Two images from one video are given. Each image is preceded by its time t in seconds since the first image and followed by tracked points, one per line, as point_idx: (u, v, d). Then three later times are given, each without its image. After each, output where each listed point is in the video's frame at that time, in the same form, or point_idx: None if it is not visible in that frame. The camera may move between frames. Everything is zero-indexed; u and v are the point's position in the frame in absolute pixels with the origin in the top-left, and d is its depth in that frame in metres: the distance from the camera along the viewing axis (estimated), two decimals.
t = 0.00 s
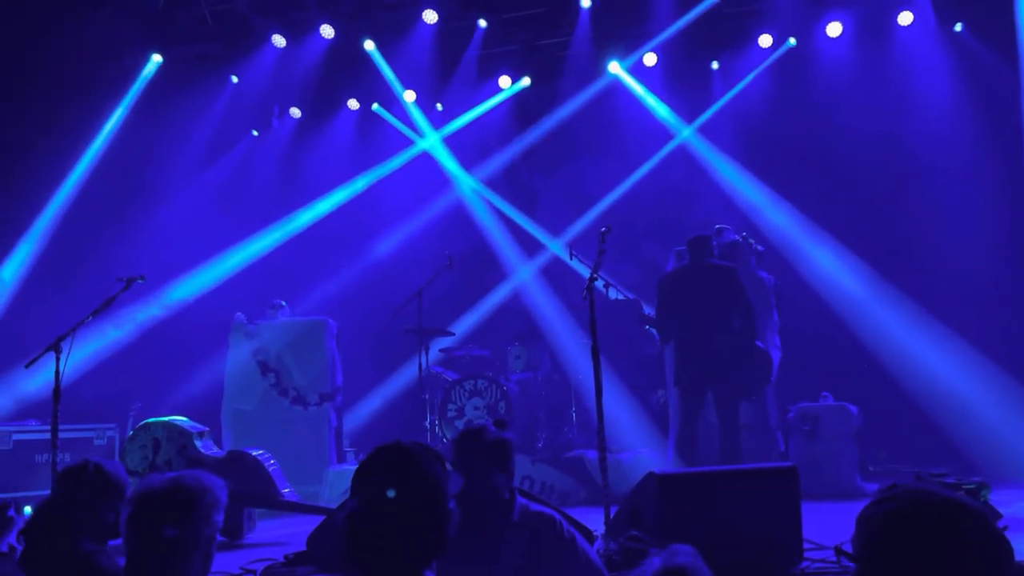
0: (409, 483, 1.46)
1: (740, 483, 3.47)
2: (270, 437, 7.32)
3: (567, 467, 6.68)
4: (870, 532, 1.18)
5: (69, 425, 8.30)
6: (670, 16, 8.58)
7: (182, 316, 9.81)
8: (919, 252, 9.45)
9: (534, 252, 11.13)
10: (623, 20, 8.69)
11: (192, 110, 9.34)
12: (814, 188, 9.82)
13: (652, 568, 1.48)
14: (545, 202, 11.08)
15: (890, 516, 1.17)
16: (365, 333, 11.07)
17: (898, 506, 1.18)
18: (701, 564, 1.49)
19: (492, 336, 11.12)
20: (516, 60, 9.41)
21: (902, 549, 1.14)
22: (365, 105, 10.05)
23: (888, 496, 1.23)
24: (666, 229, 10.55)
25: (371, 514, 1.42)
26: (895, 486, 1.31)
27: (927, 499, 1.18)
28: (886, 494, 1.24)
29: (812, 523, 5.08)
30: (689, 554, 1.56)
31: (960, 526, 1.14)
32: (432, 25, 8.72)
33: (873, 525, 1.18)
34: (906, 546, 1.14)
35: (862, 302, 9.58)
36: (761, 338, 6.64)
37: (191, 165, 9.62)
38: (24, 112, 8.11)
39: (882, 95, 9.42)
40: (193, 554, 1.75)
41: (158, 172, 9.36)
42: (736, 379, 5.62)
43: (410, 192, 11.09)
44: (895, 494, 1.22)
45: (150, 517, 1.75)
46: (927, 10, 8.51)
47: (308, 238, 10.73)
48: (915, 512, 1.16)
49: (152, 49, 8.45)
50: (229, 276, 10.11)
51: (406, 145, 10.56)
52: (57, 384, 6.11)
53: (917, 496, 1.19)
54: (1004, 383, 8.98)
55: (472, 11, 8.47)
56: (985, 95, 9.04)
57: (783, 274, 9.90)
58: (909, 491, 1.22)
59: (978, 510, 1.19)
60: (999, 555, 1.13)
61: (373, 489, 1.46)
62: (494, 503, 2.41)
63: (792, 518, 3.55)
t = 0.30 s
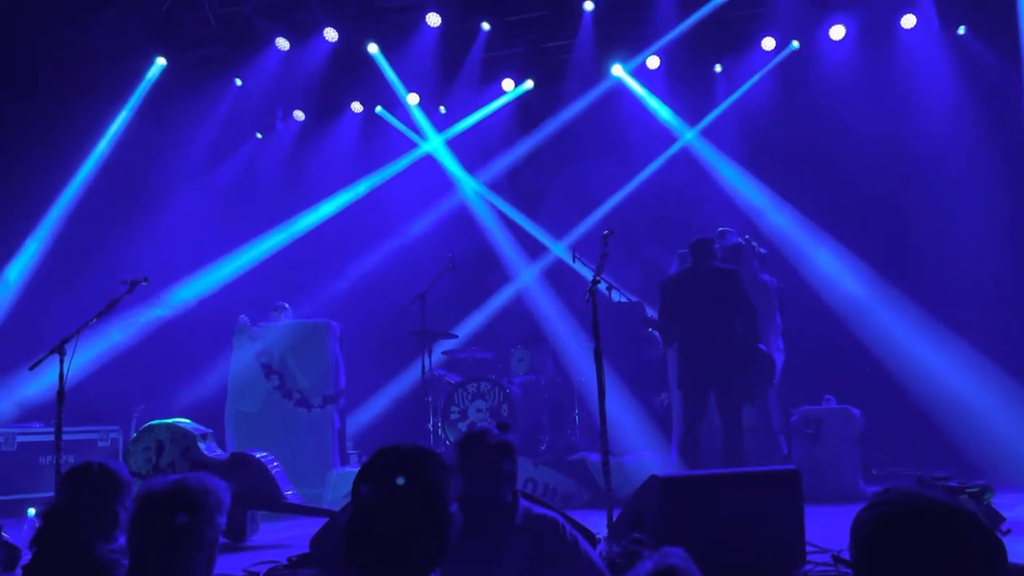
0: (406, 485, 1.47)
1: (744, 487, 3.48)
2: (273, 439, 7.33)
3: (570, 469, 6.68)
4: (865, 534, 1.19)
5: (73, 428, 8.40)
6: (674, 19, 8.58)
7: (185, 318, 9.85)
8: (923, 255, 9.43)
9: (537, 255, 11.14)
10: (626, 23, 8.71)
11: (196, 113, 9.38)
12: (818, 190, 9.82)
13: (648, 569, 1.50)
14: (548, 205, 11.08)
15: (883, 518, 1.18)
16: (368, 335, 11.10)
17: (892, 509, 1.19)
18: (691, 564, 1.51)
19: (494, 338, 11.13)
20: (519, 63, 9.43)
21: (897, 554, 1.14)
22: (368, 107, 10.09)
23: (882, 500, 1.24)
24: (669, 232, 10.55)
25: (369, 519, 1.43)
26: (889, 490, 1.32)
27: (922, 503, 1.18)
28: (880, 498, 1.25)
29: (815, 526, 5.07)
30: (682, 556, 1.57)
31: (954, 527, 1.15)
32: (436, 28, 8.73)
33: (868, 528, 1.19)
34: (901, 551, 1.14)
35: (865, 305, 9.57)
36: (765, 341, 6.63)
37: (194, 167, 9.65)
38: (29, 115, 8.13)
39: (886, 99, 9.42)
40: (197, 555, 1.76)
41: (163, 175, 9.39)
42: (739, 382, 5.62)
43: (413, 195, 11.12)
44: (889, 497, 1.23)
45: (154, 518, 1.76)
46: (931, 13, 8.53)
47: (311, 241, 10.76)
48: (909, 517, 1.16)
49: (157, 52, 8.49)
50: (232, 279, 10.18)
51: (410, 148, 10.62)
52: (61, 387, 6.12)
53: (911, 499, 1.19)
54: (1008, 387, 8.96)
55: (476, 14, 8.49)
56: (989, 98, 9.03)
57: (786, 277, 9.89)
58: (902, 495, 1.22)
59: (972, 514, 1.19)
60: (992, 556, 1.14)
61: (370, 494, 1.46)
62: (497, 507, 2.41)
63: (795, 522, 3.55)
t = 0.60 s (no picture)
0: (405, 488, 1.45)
1: (745, 490, 3.48)
2: (274, 442, 7.33)
3: (571, 473, 6.67)
4: (865, 538, 1.19)
5: (74, 430, 8.36)
6: (674, 22, 8.60)
7: (186, 321, 9.85)
8: (924, 258, 9.43)
9: (538, 258, 11.14)
10: (626, 26, 8.72)
11: (198, 116, 9.40)
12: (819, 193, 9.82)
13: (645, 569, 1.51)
14: (549, 208, 11.08)
15: (882, 522, 1.18)
16: (368, 338, 11.09)
17: (891, 513, 1.19)
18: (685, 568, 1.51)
19: (495, 341, 11.14)
20: (520, 66, 9.45)
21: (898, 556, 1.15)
22: (369, 110, 10.11)
23: (880, 505, 1.24)
24: (670, 236, 10.54)
25: (371, 522, 1.45)
26: (888, 494, 1.32)
27: (922, 507, 1.19)
28: (879, 503, 1.25)
29: (816, 530, 5.06)
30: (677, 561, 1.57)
31: (954, 530, 1.15)
32: (437, 31, 8.75)
33: (867, 533, 1.19)
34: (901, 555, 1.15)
35: (866, 308, 9.56)
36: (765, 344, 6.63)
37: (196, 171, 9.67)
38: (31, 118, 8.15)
39: (886, 102, 9.44)
40: (200, 558, 1.77)
41: (164, 177, 9.42)
42: (739, 384, 5.61)
43: (414, 198, 11.14)
44: (888, 502, 1.23)
45: (161, 523, 1.76)
46: (931, 15, 8.56)
47: (312, 244, 10.79)
48: (908, 522, 1.17)
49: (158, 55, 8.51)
50: (233, 283, 10.19)
51: (411, 151, 10.65)
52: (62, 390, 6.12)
53: (909, 503, 1.20)
54: (1009, 390, 8.95)
55: (476, 17, 8.51)
56: (990, 102, 9.04)
57: (787, 280, 9.88)
58: (900, 499, 1.23)
59: (970, 518, 1.20)
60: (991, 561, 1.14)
61: (371, 495, 1.46)
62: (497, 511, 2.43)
63: (796, 525, 3.55)
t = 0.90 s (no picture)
0: (406, 497, 1.44)
1: (742, 491, 3.49)
2: (271, 444, 7.31)
3: (568, 474, 6.68)
4: (861, 542, 1.20)
5: (70, 432, 8.35)
6: (671, 24, 8.61)
7: (183, 322, 9.85)
8: (920, 260, 9.44)
9: (535, 259, 11.14)
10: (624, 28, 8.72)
11: (195, 117, 9.39)
12: (816, 195, 9.83)
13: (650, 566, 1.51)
14: (546, 209, 11.10)
15: (880, 526, 1.19)
16: (366, 339, 11.09)
17: (886, 516, 1.20)
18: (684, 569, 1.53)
19: (491, 342, 11.13)
20: (518, 67, 9.46)
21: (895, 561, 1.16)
22: (367, 111, 10.11)
23: (876, 508, 1.25)
24: (667, 237, 10.55)
25: (370, 528, 1.45)
26: (886, 496, 1.33)
27: (918, 511, 1.19)
28: (877, 505, 1.26)
29: (811, 531, 5.08)
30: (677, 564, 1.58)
31: (949, 532, 1.16)
32: (434, 32, 8.73)
33: (863, 536, 1.20)
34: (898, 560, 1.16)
35: (863, 310, 9.58)
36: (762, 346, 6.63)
37: (192, 172, 9.66)
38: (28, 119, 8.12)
39: (883, 103, 9.47)
40: (198, 561, 1.77)
41: (161, 178, 9.43)
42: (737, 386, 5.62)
43: (411, 199, 11.15)
44: (885, 505, 1.24)
45: (156, 524, 1.76)
46: (927, 17, 8.37)
47: (309, 245, 10.78)
48: (904, 527, 1.17)
49: (155, 57, 8.50)
50: (230, 283, 10.15)
51: (408, 152, 10.66)
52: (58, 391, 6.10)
53: (905, 506, 1.21)
54: (1005, 392, 8.97)
55: (474, 18, 8.50)
56: (986, 103, 9.07)
57: (785, 282, 9.88)
58: (896, 502, 1.24)
59: (968, 520, 1.21)
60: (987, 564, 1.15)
61: (370, 499, 1.46)
62: (497, 516, 2.43)
63: (793, 528, 3.57)
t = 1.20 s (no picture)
0: (407, 502, 1.45)
1: (735, 491, 3.51)
2: (263, 444, 7.29)
3: (560, 472, 6.70)
4: (850, 541, 1.21)
5: (61, 432, 8.31)
6: (665, 23, 8.62)
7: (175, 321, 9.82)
8: (912, 259, 9.49)
9: (528, 259, 11.14)
10: (617, 27, 8.74)
11: (187, 116, 9.36)
12: (808, 194, 9.86)
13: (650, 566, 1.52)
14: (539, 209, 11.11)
15: (867, 526, 1.20)
16: (358, 339, 11.08)
17: (874, 516, 1.21)
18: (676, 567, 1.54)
19: (484, 341, 11.13)
20: (511, 66, 9.46)
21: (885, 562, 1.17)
22: (359, 111, 10.10)
23: (864, 507, 1.26)
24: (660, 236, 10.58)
25: (368, 529, 1.45)
26: (874, 494, 1.34)
27: (909, 511, 1.20)
28: (866, 503, 1.27)
29: (803, 529, 5.10)
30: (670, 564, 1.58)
31: (936, 532, 1.17)
32: (428, 31, 8.72)
33: (851, 535, 1.21)
34: (888, 560, 1.16)
35: (855, 309, 9.62)
36: (754, 345, 6.66)
37: (184, 171, 9.63)
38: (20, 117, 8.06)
39: (875, 104, 9.51)
40: (190, 559, 1.77)
41: (153, 177, 9.38)
42: (729, 384, 5.64)
43: (404, 199, 11.14)
44: (873, 503, 1.25)
45: (143, 526, 1.76)
46: (919, 17, 8.40)
47: (301, 244, 10.76)
48: (892, 528, 1.18)
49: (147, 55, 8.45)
50: (223, 283, 10.14)
51: (401, 152, 10.65)
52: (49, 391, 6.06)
53: (895, 505, 1.22)
54: (995, 391, 9.03)
55: (467, 18, 8.51)
56: (977, 104, 9.12)
57: (777, 281, 9.92)
58: (885, 500, 1.24)
59: (957, 518, 1.22)
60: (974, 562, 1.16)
61: (370, 500, 1.46)
62: (492, 516, 2.41)
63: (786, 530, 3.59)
